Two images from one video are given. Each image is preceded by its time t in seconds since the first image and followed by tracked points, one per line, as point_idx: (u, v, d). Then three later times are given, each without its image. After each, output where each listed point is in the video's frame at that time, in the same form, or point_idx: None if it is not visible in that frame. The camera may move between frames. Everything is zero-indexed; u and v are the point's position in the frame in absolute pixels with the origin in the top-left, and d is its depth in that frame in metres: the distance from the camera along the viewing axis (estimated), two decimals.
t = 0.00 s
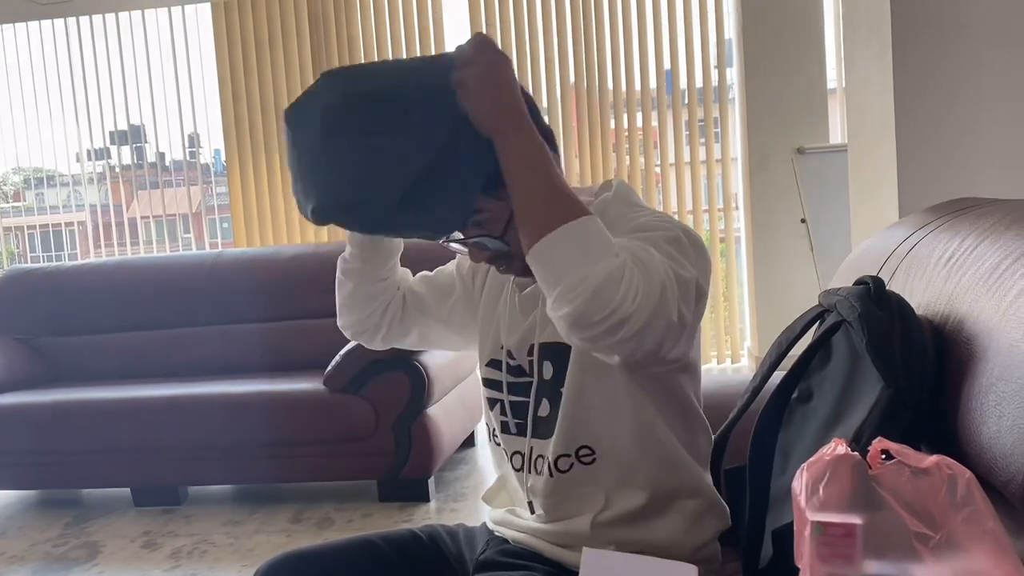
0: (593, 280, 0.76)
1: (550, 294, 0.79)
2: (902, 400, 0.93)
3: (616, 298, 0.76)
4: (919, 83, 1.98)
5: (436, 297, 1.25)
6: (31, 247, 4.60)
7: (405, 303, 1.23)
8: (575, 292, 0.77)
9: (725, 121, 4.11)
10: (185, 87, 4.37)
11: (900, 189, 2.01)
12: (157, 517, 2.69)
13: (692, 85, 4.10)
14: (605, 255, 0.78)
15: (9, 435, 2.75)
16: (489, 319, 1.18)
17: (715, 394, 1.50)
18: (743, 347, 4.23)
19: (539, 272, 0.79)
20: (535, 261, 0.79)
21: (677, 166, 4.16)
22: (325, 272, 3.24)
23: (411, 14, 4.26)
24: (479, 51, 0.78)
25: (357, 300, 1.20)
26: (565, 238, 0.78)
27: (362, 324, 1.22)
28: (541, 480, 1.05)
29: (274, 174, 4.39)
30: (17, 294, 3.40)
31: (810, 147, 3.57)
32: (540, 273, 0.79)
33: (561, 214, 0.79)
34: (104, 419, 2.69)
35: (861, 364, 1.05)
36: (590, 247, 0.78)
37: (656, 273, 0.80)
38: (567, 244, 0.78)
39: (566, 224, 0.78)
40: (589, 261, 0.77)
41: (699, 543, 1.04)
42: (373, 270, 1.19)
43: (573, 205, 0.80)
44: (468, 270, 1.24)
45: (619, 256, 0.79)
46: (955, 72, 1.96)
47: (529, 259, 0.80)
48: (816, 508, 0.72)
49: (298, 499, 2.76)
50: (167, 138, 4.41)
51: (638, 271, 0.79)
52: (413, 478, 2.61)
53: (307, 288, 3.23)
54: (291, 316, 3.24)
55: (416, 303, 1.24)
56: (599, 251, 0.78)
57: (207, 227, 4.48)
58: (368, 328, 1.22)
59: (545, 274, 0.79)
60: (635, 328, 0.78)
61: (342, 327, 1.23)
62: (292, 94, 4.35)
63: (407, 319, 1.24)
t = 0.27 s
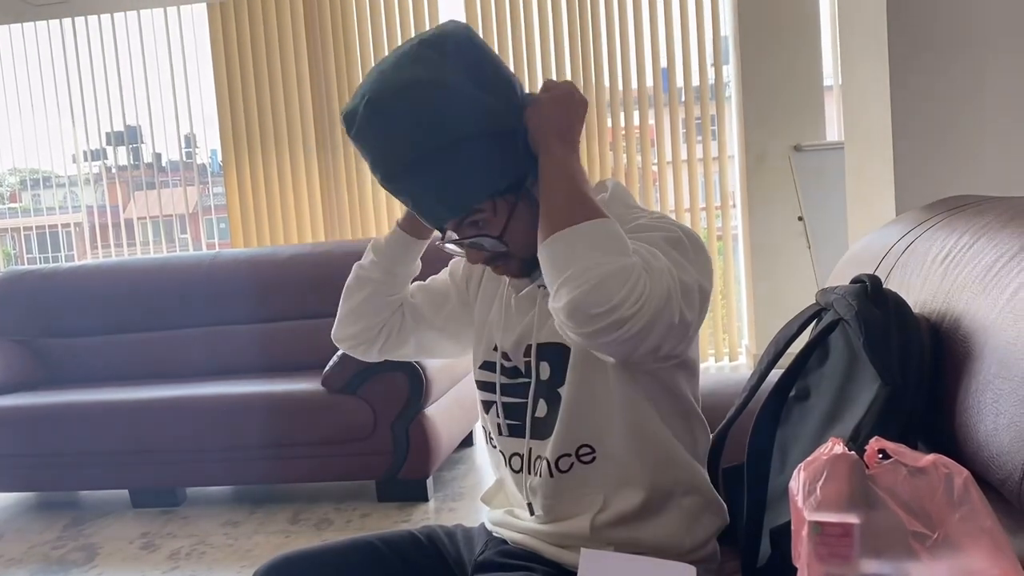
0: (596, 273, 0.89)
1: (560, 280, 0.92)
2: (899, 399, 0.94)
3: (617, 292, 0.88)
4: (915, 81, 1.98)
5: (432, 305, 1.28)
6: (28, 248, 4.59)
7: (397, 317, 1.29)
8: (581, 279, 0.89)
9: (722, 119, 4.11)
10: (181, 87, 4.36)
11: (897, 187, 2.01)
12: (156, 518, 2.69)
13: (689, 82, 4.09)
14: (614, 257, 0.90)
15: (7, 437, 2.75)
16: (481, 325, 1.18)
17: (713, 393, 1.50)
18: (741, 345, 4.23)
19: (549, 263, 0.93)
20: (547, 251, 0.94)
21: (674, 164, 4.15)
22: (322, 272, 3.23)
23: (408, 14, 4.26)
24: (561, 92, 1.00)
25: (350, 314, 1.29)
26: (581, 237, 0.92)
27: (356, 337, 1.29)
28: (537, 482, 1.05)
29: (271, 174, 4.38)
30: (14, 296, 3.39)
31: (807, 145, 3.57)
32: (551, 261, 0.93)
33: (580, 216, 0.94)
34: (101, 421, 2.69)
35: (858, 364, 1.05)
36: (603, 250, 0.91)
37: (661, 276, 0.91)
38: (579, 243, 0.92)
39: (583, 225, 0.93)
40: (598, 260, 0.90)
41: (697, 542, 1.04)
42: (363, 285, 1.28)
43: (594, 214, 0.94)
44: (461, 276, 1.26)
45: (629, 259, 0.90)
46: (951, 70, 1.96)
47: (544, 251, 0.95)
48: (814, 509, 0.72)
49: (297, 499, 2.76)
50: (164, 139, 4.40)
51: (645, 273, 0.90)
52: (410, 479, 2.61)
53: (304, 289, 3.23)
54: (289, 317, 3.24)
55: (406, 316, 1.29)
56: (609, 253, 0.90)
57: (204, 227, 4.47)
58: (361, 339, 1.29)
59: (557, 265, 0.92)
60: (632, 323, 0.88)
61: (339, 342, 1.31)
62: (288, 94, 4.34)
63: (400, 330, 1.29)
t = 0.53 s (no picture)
0: (611, 285, 0.90)
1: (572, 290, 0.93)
2: (899, 396, 0.93)
3: (632, 304, 0.89)
4: (913, 78, 1.98)
5: (440, 320, 1.28)
6: (26, 248, 4.59)
7: (405, 333, 1.29)
8: (595, 290, 0.91)
9: (720, 116, 4.10)
10: (178, 86, 4.36)
11: (896, 184, 2.01)
12: (155, 519, 2.68)
13: (687, 80, 4.09)
14: (628, 268, 0.91)
15: (6, 438, 2.74)
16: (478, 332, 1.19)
17: (713, 391, 1.50)
18: (740, 344, 4.23)
19: (562, 272, 0.94)
20: (560, 260, 0.95)
21: (672, 162, 4.15)
22: (320, 272, 3.23)
23: (406, 14, 4.25)
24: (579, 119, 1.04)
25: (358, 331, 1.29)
26: (593, 247, 0.93)
27: (366, 354, 1.29)
28: (538, 483, 1.05)
29: (269, 173, 4.37)
30: (12, 297, 3.39)
31: (806, 142, 3.57)
32: (563, 270, 0.94)
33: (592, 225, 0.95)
34: (100, 421, 2.69)
35: (857, 362, 1.05)
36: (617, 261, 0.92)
37: (674, 287, 0.92)
38: (592, 254, 0.93)
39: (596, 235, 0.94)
40: (612, 270, 0.91)
41: (698, 546, 1.03)
42: (370, 304, 1.28)
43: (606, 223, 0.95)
44: (462, 289, 1.26)
45: (642, 270, 0.91)
46: (950, 68, 1.96)
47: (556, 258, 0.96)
48: (813, 508, 0.72)
49: (296, 499, 2.75)
50: (161, 138, 4.39)
51: (659, 284, 0.91)
52: (409, 478, 2.60)
53: (303, 289, 3.23)
54: (287, 317, 3.24)
55: (414, 332, 1.29)
56: (622, 264, 0.91)
57: (202, 227, 4.46)
58: (371, 356, 1.30)
59: (570, 274, 0.93)
60: (645, 334, 0.89)
61: (348, 358, 1.32)
62: (286, 94, 4.34)
63: (410, 345, 1.30)
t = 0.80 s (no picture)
0: (623, 357, 0.90)
1: (583, 360, 0.93)
2: (900, 395, 0.93)
3: (645, 374, 0.90)
4: (913, 76, 1.98)
5: (456, 350, 1.28)
6: (26, 248, 4.59)
7: (423, 369, 1.28)
8: (606, 362, 0.91)
9: (719, 114, 4.10)
10: (178, 85, 4.35)
11: (895, 182, 2.01)
12: (155, 518, 2.68)
13: (686, 78, 4.09)
14: (636, 332, 0.91)
15: (6, 438, 2.74)
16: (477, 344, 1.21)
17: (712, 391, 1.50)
18: (740, 342, 4.23)
19: (571, 339, 0.95)
20: (568, 328, 0.95)
21: (672, 161, 4.16)
22: (320, 271, 3.23)
23: (405, 12, 4.25)
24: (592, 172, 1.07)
25: (377, 380, 1.27)
26: (602, 309, 0.93)
27: (390, 401, 1.28)
28: (536, 490, 1.04)
29: (268, 172, 4.37)
30: (13, 296, 3.39)
31: (805, 139, 3.56)
32: (572, 338, 0.94)
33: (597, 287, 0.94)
34: (100, 421, 2.69)
35: (856, 360, 1.05)
36: (625, 325, 0.92)
37: (681, 338, 0.93)
38: (600, 319, 0.93)
39: (602, 298, 0.94)
40: (621, 338, 0.92)
41: (701, 548, 1.04)
42: (386, 352, 1.26)
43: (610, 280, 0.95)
44: (462, 312, 1.27)
45: (650, 331, 0.91)
46: (949, 66, 1.96)
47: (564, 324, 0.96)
48: (813, 506, 0.72)
49: (296, 498, 2.75)
50: (161, 138, 4.40)
51: (667, 341, 0.92)
52: (409, 478, 2.60)
53: (302, 288, 3.23)
54: (287, 316, 3.24)
55: (433, 366, 1.29)
56: (630, 327, 0.92)
57: (202, 226, 4.46)
58: (395, 401, 1.29)
59: (580, 344, 0.94)
60: (658, 397, 0.91)
61: (371, 408, 1.30)
62: (284, 93, 4.33)
63: (430, 379, 1.29)
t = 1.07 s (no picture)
0: (626, 368, 0.90)
1: (586, 369, 0.93)
2: (899, 394, 0.93)
3: (649, 385, 0.90)
4: (913, 75, 1.98)
5: (462, 353, 1.26)
6: (26, 247, 4.59)
7: (431, 375, 1.27)
8: (610, 371, 0.91)
9: (720, 113, 4.10)
10: (178, 85, 4.35)
11: (895, 181, 2.01)
12: (156, 517, 2.68)
13: (686, 77, 4.09)
14: (640, 343, 0.92)
15: (6, 437, 2.74)
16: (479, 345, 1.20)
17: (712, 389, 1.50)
18: (741, 341, 4.23)
19: (575, 347, 0.94)
20: (573, 336, 0.95)
21: (673, 160, 4.16)
22: (320, 270, 3.23)
23: (405, 10, 4.25)
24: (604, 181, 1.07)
25: (384, 390, 1.25)
26: (606, 319, 0.93)
27: (399, 410, 1.26)
28: (538, 490, 1.04)
29: (268, 171, 4.37)
30: (13, 296, 3.39)
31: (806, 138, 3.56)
32: (577, 346, 0.94)
33: (604, 296, 0.94)
34: (101, 420, 2.69)
35: (856, 358, 1.05)
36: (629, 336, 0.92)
37: (685, 349, 0.93)
38: (605, 329, 0.93)
39: (607, 307, 0.94)
40: (626, 348, 0.92)
41: (704, 548, 1.04)
42: (394, 360, 1.24)
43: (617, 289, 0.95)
44: (464, 313, 1.25)
45: (654, 342, 0.92)
46: (950, 65, 1.96)
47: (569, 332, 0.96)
48: (814, 505, 0.72)
49: (296, 497, 2.75)
50: (161, 137, 4.40)
51: (672, 352, 0.92)
52: (409, 477, 2.60)
53: (303, 287, 3.23)
54: (287, 315, 3.24)
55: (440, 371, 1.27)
56: (635, 338, 0.92)
57: (202, 225, 4.46)
58: (404, 410, 1.27)
59: (583, 353, 0.94)
60: (661, 408, 0.91)
61: (381, 419, 1.28)
62: (284, 92, 4.33)
63: (438, 385, 1.28)
